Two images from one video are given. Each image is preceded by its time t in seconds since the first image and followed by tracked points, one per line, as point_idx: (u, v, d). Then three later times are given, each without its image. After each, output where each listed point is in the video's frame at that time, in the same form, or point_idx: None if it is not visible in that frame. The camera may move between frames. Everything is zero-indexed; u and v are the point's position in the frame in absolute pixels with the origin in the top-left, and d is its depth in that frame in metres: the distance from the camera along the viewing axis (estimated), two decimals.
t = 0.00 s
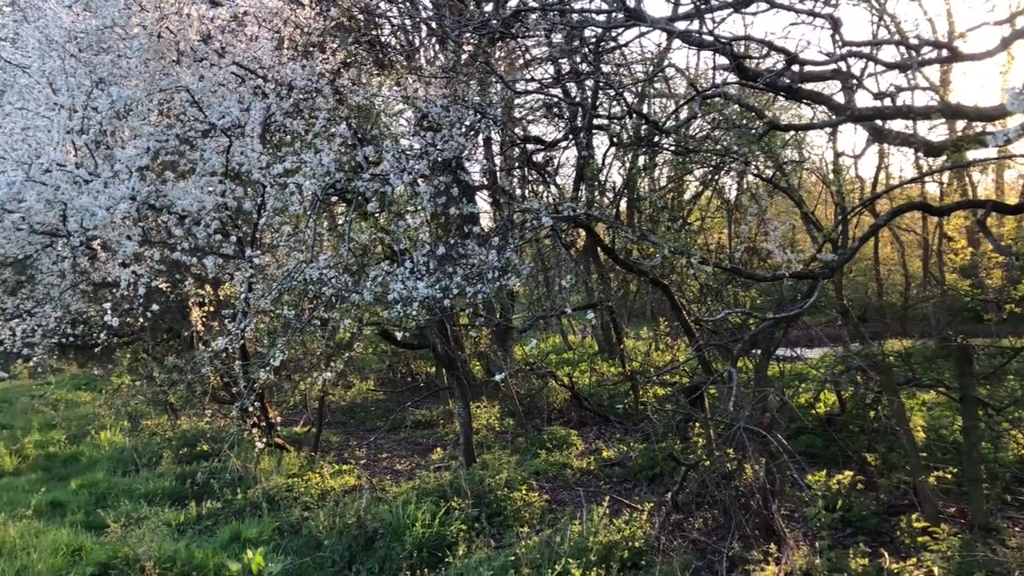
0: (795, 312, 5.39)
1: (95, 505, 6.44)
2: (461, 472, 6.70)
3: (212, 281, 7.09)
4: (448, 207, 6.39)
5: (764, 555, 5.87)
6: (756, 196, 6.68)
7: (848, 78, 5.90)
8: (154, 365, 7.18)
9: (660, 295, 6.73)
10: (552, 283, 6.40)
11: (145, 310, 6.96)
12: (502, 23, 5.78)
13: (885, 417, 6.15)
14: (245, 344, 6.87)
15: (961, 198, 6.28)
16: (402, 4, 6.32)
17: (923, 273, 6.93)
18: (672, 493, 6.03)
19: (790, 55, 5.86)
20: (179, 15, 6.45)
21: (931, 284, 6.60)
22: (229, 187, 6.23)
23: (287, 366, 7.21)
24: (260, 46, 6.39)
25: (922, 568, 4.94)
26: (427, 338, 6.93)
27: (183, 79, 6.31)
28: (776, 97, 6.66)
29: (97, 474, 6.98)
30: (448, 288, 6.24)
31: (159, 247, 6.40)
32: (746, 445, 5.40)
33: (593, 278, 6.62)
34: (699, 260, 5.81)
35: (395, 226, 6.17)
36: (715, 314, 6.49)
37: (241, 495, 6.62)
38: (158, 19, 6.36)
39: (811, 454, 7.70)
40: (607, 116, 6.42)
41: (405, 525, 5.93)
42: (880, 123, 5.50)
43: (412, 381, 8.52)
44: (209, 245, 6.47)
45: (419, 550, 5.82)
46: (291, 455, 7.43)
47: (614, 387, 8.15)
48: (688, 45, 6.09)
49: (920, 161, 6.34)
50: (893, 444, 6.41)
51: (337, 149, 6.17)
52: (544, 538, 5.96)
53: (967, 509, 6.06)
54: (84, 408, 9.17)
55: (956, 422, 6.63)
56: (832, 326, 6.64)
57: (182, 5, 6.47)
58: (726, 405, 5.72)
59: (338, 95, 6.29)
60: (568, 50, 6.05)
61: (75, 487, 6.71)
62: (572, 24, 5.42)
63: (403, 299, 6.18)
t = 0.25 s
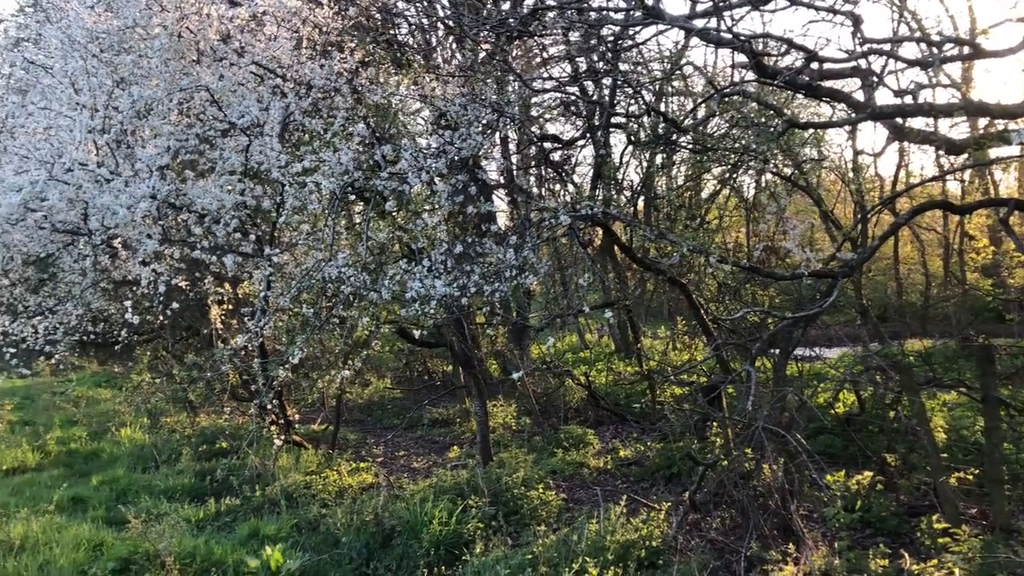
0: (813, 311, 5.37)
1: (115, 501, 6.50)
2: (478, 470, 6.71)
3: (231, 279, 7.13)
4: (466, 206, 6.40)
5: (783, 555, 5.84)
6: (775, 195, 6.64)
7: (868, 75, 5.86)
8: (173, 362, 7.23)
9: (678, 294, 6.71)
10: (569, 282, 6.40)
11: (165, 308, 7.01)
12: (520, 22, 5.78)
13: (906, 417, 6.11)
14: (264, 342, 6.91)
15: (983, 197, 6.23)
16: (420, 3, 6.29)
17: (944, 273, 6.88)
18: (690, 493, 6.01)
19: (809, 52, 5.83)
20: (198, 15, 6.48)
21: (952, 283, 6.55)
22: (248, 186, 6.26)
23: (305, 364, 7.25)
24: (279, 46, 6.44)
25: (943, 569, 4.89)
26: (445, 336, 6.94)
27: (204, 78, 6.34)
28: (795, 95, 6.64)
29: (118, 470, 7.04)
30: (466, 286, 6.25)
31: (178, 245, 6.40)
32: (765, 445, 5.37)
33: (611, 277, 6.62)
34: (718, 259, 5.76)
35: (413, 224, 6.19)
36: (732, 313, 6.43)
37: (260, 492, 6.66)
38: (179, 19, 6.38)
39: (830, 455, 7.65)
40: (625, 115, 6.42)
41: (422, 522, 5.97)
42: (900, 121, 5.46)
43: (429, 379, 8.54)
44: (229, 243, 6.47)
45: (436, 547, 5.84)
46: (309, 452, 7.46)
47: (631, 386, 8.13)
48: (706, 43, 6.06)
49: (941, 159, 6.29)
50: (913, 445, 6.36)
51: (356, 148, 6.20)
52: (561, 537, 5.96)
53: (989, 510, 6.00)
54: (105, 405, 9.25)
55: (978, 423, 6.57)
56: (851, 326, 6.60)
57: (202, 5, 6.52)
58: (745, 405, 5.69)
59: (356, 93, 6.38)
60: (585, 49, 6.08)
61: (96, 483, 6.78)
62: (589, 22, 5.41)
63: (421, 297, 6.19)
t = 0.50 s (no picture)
0: (833, 311, 5.33)
1: (136, 497, 6.56)
2: (496, 469, 6.72)
3: (250, 278, 7.17)
4: (483, 205, 6.40)
5: (802, 556, 5.79)
6: (794, 193, 6.60)
7: (889, 73, 5.81)
8: (194, 360, 7.30)
9: (695, 293, 6.69)
10: (586, 281, 6.39)
11: (185, 306, 7.06)
12: (537, 21, 5.76)
13: (927, 417, 6.05)
14: (283, 341, 6.95)
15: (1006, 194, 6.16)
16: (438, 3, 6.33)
17: (966, 272, 6.81)
18: (708, 492, 5.99)
19: (829, 50, 5.78)
20: (219, 15, 6.55)
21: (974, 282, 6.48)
22: (268, 185, 6.28)
23: (323, 363, 7.28)
24: (298, 46, 6.48)
25: (965, 571, 4.84)
26: (462, 335, 6.95)
27: (224, 79, 6.39)
28: (814, 94, 6.60)
29: (139, 467, 7.11)
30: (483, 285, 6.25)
31: (198, 243, 6.43)
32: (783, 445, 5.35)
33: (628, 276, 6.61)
34: (737, 258, 5.74)
35: (430, 223, 6.20)
36: (751, 312, 6.46)
37: (279, 489, 6.69)
38: (199, 20, 6.45)
39: (850, 455, 7.60)
40: (643, 113, 6.40)
41: (440, 520, 6.00)
42: (922, 119, 5.40)
43: (446, 378, 8.56)
44: (248, 242, 6.48)
45: (454, 545, 5.86)
46: (327, 451, 7.50)
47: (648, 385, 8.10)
48: (725, 40, 6.03)
49: (963, 158, 6.22)
50: (934, 446, 6.29)
51: (374, 148, 6.23)
52: (579, 536, 5.95)
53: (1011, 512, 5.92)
54: (126, 403, 9.33)
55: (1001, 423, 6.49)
56: (871, 326, 6.55)
57: (222, 5, 6.56)
58: (764, 405, 5.67)
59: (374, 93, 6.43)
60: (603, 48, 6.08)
61: (117, 480, 6.85)
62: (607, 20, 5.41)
63: (439, 296, 6.21)
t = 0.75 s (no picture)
0: (851, 308, 5.30)
1: (155, 493, 6.62)
2: (511, 466, 6.73)
3: (267, 275, 7.21)
4: (499, 202, 6.40)
5: (819, 555, 5.77)
6: (812, 190, 6.57)
7: (908, 69, 5.75)
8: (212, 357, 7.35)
9: (712, 290, 6.67)
10: (602, 278, 6.38)
11: (203, 304, 7.10)
12: (554, 19, 5.76)
13: (946, 416, 6.01)
14: (300, 338, 6.99)
15: None
16: None
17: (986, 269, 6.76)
18: (725, 491, 5.97)
19: (848, 45, 5.74)
20: (236, 15, 6.53)
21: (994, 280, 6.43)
22: (285, 183, 6.31)
23: (340, 360, 7.31)
24: (315, 44, 6.51)
25: (985, 571, 4.79)
26: (478, 332, 6.96)
27: (241, 77, 6.46)
28: (833, 90, 6.54)
29: (158, 463, 7.17)
30: (499, 282, 6.25)
31: (216, 241, 6.47)
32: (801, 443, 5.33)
33: (644, 273, 6.59)
34: (754, 256, 5.72)
35: (446, 221, 6.22)
36: (768, 310, 6.41)
37: (296, 486, 6.73)
38: (216, 19, 6.45)
39: (868, 454, 7.54)
40: (659, 110, 6.37)
41: (455, 517, 6.03)
42: (941, 115, 5.35)
43: (462, 376, 8.57)
44: (266, 240, 6.51)
45: (470, 543, 5.88)
46: (344, 447, 7.53)
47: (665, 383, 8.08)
48: (742, 37, 6.00)
49: (984, 154, 6.16)
50: (953, 445, 6.25)
51: (391, 145, 6.22)
52: (595, 534, 5.95)
53: None
54: (145, 399, 9.41)
55: (1021, 423, 6.43)
56: (890, 324, 6.51)
57: (239, 5, 6.56)
58: (781, 402, 5.64)
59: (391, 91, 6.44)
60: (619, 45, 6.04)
61: (137, 476, 6.91)
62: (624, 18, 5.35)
63: (455, 293, 6.22)
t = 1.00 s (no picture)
0: (869, 306, 5.27)
1: (173, 489, 6.67)
2: (527, 464, 6.73)
3: (285, 273, 7.25)
4: (515, 200, 6.40)
5: (837, 554, 5.73)
6: (829, 187, 6.54)
7: (928, 64, 5.71)
8: (229, 355, 7.39)
9: (729, 288, 6.65)
10: (619, 276, 6.38)
11: (220, 302, 7.14)
12: (569, 16, 5.75)
13: (966, 415, 5.96)
14: (317, 336, 7.02)
15: None
16: None
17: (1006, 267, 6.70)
18: (742, 489, 5.95)
19: (866, 41, 5.70)
20: (254, 14, 6.64)
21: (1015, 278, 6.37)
22: (302, 181, 6.33)
23: (356, 357, 7.35)
24: (331, 43, 6.51)
25: (1005, 571, 4.74)
26: (494, 330, 6.97)
27: (259, 76, 6.50)
28: (851, 86, 6.49)
29: (176, 460, 7.22)
30: (515, 280, 6.25)
31: (234, 240, 6.51)
32: (819, 442, 5.30)
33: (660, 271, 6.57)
34: (771, 253, 5.70)
35: (462, 219, 6.23)
36: (785, 308, 6.40)
37: (313, 483, 6.77)
38: (234, 19, 6.54)
39: (886, 453, 7.49)
40: (676, 108, 6.35)
41: (471, 514, 6.04)
42: (961, 111, 5.30)
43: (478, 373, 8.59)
44: (283, 238, 6.54)
45: (486, 540, 5.89)
46: (361, 444, 7.56)
47: (681, 382, 8.06)
48: (759, 33, 5.96)
49: (1005, 151, 6.10)
50: (973, 444, 6.20)
51: (407, 143, 6.21)
52: (611, 532, 5.94)
53: None
54: (163, 396, 9.48)
55: None
56: (909, 322, 6.46)
57: (255, 4, 6.65)
58: (799, 400, 5.62)
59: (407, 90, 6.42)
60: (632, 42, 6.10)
61: (156, 472, 6.96)
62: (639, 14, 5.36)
63: (471, 291, 6.22)
